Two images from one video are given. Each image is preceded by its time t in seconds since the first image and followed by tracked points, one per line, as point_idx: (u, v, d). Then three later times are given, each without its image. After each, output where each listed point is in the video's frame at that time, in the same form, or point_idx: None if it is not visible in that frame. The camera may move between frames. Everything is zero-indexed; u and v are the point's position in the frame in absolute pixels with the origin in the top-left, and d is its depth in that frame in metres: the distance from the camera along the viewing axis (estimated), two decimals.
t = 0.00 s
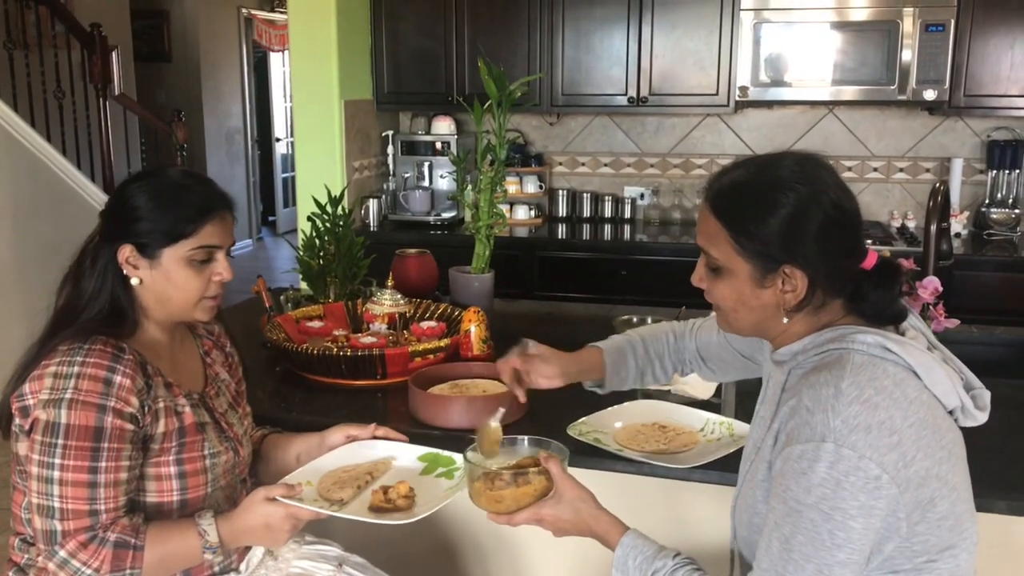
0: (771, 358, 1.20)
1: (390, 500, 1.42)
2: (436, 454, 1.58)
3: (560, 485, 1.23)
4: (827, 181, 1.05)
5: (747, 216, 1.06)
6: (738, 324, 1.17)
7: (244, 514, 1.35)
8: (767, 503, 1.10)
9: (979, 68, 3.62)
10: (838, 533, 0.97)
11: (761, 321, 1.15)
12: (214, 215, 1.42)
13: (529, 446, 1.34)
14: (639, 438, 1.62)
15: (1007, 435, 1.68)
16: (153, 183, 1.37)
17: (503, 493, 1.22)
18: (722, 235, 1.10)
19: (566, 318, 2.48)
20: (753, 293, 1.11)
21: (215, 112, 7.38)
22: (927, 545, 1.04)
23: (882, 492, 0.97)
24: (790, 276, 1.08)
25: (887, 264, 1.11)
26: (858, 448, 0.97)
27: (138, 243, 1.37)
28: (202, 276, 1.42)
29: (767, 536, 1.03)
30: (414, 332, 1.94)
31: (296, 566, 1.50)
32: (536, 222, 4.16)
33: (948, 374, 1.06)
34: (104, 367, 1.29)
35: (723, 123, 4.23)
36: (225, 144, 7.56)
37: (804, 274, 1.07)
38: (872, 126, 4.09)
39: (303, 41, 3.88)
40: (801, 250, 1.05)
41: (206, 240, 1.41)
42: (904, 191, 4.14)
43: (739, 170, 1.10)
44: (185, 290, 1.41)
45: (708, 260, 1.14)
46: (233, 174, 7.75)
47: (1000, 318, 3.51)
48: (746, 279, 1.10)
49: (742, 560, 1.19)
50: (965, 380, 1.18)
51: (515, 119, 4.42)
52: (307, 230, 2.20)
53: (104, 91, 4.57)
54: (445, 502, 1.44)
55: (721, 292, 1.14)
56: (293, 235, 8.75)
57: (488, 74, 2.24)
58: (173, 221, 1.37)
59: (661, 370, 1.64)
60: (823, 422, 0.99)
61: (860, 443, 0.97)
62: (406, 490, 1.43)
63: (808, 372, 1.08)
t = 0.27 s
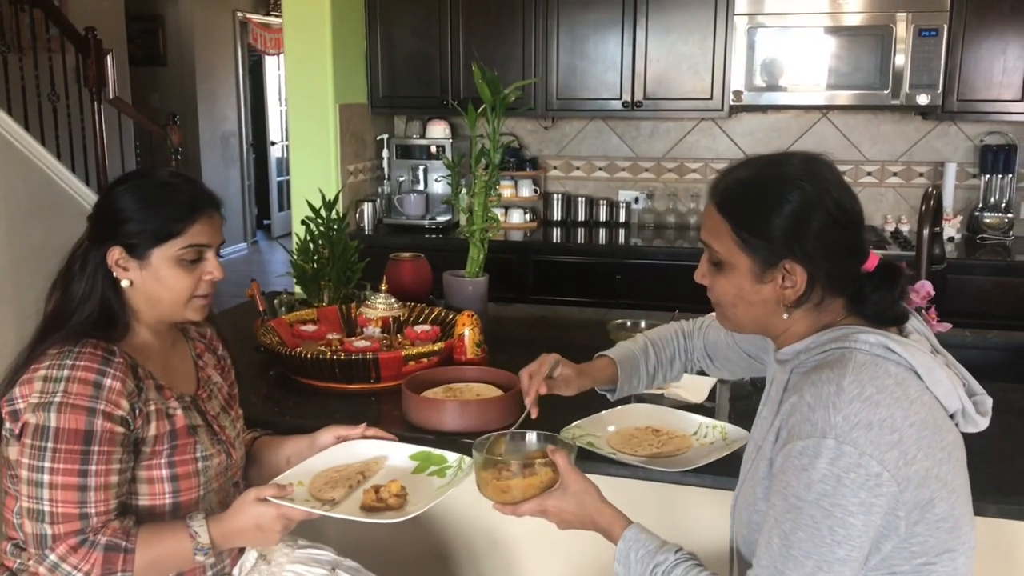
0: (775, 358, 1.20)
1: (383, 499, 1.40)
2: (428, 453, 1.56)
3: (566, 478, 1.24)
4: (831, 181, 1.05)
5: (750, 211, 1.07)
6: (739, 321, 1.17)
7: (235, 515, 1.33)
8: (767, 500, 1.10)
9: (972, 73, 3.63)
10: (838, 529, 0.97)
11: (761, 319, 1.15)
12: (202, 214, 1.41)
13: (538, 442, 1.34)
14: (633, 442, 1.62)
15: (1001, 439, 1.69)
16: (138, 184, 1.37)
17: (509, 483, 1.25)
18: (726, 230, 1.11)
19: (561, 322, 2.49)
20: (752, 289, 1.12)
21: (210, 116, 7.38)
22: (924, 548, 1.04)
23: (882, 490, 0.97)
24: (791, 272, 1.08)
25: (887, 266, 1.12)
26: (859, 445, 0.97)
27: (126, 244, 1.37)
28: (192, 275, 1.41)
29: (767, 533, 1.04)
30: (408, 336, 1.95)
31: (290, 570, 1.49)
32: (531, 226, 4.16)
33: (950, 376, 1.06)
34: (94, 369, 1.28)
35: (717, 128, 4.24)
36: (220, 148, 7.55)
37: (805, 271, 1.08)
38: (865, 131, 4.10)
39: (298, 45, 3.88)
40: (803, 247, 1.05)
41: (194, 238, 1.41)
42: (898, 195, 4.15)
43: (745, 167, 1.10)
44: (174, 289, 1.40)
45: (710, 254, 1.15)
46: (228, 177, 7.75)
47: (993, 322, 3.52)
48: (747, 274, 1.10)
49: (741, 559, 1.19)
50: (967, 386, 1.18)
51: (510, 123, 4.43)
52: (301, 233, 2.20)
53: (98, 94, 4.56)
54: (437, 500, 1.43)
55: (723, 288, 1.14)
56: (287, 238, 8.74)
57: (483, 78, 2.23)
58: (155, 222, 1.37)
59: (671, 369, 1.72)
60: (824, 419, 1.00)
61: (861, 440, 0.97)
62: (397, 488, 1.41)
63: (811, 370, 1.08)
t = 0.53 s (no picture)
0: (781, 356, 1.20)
1: (367, 501, 1.41)
2: (412, 451, 1.58)
3: (571, 467, 1.24)
4: (836, 176, 1.06)
5: (755, 205, 1.08)
6: (744, 317, 1.18)
7: (220, 518, 1.33)
8: (769, 496, 1.10)
9: (965, 75, 3.64)
10: (838, 522, 0.97)
11: (765, 313, 1.16)
12: (179, 206, 1.42)
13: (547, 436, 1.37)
14: (627, 444, 1.63)
15: (996, 440, 1.69)
16: (111, 184, 1.37)
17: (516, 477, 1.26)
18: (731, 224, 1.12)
19: (556, 324, 2.49)
20: (756, 281, 1.12)
21: (205, 118, 7.37)
22: (924, 548, 1.04)
23: (883, 485, 0.98)
24: (793, 265, 1.09)
25: (892, 265, 1.12)
26: (860, 439, 0.98)
27: (108, 245, 1.37)
28: (178, 268, 1.42)
29: (768, 526, 1.03)
30: (403, 338, 1.95)
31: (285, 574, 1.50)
32: (526, 229, 4.16)
33: (955, 377, 1.07)
34: (80, 374, 1.27)
35: (712, 130, 4.25)
36: (215, 150, 7.54)
37: (807, 263, 1.08)
38: (859, 133, 4.11)
39: (293, 47, 3.88)
40: (807, 240, 1.06)
41: (174, 231, 1.41)
42: (892, 198, 4.16)
43: (751, 163, 1.12)
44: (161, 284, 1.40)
45: (715, 249, 1.16)
46: (224, 180, 7.74)
47: (988, 324, 3.53)
48: (751, 266, 1.11)
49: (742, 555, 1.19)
50: (971, 390, 1.18)
51: (505, 126, 4.43)
52: (295, 236, 2.20)
53: (93, 96, 4.55)
54: (422, 500, 1.44)
55: (727, 282, 1.15)
56: (282, 241, 8.74)
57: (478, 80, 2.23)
58: (130, 219, 1.37)
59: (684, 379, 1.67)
60: (827, 412, 1.00)
61: (863, 434, 0.98)
62: (382, 489, 1.43)
63: (815, 366, 1.08)
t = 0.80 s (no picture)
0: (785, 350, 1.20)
1: (332, 516, 1.41)
2: (376, 463, 1.59)
3: (577, 459, 1.25)
4: (844, 173, 1.07)
5: (763, 197, 1.09)
6: (747, 310, 1.18)
7: (183, 538, 1.30)
8: (770, 487, 1.10)
9: (962, 75, 3.65)
10: (838, 513, 0.97)
11: (768, 306, 1.16)
12: (149, 201, 1.43)
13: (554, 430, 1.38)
14: (624, 444, 1.63)
15: (994, 439, 1.69)
16: (81, 184, 1.38)
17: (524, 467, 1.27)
18: (739, 215, 1.13)
19: (553, 324, 2.49)
20: (760, 272, 1.12)
21: (202, 119, 7.36)
22: (925, 545, 1.04)
23: (883, 476, 0.98)
24: (797, 257, 1.09)
25: (897, 264, 1.12)
26: (862, 430, 0.98)
27: (84, 248, 1.36)
28: (158, 261, 1.42)
29: (768, 516, 1.04)
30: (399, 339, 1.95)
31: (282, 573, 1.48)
32: (523, 229, 4.15)
33: (959, 375, 1.07)
34: (56, 381, 1.27)
35: (709, 130, 4.25)
36: (212, 151, 7.53)
37: (811, 256, 1.08)
38: (857, 133, 4.11)
39: (290, 48, 3.87)
40: (813, 233, 1.06)
41: (148, 224, 1.41)
42: (889, 198, 4.16)
43: (761, 158, 1.13)
44: (142, 280, 1.40)
45: (722, 240, 1.16)
46: (221, 180, 7.73)
47: (984, 324, 3.54)
48: (756, 257, 1.12)
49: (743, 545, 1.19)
50: (976, 390, 1.17)
51: (502, 126, 4.43)
52: (292, 236, 2.20)
53: (90, 97, 4.54)
54: (387, 512, 1.44)
55: (731, 273, 1.15)
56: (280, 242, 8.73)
57: (475, 81, 2.23)
58: (102, 219, 1.36)
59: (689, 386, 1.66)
60: (829, 402, 1.01)
61: (865, 425, 0.98)
62: (346, 503, 1.43)
63: (818, 359, 1.08)
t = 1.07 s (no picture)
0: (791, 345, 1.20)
1: (305, 539, 1.40)
2: (353, 483, 1.56)
3: (583, 447, 1.28)
4: (856, 171, 1.07)
5: (776, 192, 1.09)
6: (753, 304, 1.18)
7: (155, 554, 1.32)
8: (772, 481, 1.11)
9: (960, 74, 3.65)
10: (839, 505, 0.98)
11: (774, 301, 1.16)
12: (136, 205, 1.43)
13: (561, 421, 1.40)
14: (623, 443, 1.63)
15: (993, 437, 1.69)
16: (66, 190, 1.38)
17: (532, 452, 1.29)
18: (749, 209, 1.12)
19: (553, 323, 2.48)
20: (768, 266, 1.12)
21: (201, 118, 7.36)
22: (925, 541, 1.04)
23: (885, 470, 0.98)
24: (806, 253, 1.09)
25: (904, 263, 1.13)
26: (864, 424, 0.98)
27: (69, 254, 1.37)
28: (144, 266, 1.43)
29: (769, 509, 1.04)
30: (398, 338, 1.95)
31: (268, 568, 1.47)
32: (523, 228, 4.15)
33: (963, 373, 1.07)
34: (30, 388, 1.29)
35: (708, 129, 4.25)
36: (211, 150, 7.53)
37: (821, 253, 1.08)
38: (856, 132, 4.11)
39: (289, 47, 3.87)
40: (823, 230, 1.07)
41: (134, 229, 1.42)
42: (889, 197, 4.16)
43: (774, 153, 1.12)
44: (128, 286, 1.41)
45: (732, 234, 1.16)
46: (221, 180, 7.72)
47: (983, 323, 3.54)
48: (765, 251, 1.11)
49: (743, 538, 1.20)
50: (980, 389, 1.20)
51: (501, 125, 4.43)
52: (290, 235, 2.20)
53: (89, 97, 4.54)
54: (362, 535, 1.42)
55: (740, 266, 1.15)
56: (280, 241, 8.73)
57: (473, 80, 2.22)
58: (86, 226, 1.37)
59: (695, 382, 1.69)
60: (832, 396, 1.01)
61: (867, 419, 0.98)
62: (320, 527, 1.42)
63: (823, 353, 1.09)
